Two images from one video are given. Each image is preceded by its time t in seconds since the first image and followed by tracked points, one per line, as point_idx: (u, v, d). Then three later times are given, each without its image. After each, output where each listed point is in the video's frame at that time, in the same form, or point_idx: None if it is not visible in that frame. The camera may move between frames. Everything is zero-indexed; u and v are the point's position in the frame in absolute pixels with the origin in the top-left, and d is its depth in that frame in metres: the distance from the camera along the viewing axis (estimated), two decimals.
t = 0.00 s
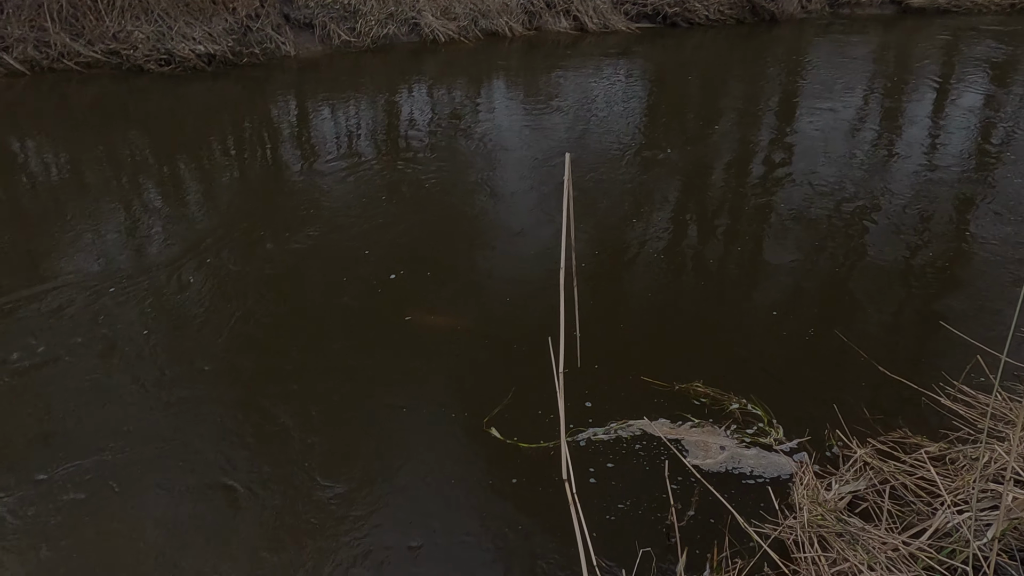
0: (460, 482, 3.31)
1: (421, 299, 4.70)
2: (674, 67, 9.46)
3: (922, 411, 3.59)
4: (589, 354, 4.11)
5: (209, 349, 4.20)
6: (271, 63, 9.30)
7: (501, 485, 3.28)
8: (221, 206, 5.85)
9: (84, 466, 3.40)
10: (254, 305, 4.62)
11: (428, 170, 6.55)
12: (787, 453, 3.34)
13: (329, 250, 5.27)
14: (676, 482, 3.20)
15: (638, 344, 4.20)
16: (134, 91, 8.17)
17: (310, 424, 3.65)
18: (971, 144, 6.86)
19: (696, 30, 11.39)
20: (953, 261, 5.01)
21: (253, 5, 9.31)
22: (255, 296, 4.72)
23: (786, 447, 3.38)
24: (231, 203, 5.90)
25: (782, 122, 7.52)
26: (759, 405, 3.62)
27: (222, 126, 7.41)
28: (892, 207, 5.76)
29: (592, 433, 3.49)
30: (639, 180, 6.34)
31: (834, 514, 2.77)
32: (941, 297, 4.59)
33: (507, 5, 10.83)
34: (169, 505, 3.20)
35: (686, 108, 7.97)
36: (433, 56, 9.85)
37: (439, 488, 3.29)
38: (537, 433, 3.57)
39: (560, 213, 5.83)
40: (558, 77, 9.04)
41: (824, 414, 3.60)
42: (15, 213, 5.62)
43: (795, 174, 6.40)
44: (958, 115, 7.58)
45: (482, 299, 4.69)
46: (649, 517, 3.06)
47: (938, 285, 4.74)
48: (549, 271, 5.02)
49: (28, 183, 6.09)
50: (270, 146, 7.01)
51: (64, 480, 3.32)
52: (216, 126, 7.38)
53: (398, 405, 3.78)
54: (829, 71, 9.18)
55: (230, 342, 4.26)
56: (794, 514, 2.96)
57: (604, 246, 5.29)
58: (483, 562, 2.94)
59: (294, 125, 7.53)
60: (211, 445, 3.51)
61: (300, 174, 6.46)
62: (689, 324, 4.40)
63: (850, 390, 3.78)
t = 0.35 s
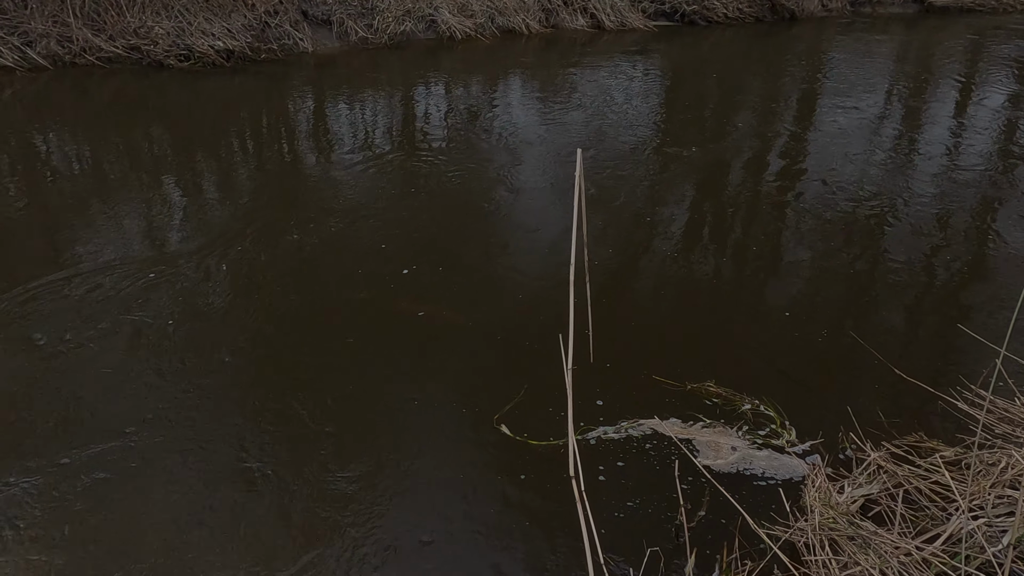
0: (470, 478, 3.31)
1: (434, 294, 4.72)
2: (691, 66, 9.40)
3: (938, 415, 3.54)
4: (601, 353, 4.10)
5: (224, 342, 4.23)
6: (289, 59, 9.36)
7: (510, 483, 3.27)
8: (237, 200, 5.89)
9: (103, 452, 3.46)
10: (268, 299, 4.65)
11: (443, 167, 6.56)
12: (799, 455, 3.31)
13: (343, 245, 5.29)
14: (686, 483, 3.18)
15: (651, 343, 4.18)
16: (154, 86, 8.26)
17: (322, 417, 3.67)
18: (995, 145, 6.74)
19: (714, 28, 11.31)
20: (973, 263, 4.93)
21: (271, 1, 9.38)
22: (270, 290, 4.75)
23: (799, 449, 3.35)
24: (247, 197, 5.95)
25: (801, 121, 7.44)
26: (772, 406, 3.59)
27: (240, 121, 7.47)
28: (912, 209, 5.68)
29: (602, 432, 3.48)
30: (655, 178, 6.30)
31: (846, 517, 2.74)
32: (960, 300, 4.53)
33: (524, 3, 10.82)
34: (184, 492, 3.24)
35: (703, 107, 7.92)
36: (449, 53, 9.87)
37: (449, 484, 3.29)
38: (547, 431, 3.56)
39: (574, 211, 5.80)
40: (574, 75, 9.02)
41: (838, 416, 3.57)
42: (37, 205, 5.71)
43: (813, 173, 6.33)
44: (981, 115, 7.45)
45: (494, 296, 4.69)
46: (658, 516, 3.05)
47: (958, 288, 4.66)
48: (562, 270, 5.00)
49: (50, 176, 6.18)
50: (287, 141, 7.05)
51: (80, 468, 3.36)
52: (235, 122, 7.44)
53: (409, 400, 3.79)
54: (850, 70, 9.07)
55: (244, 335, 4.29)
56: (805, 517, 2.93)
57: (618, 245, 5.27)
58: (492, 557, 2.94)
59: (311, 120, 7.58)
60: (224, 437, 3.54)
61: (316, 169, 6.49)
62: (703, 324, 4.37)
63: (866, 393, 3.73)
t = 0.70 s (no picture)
0: (478, 475, 3.31)
1: (445, 290, 4.73)
2: (707, 64, 9.34)
3: (952, 420, 3.51)
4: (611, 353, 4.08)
5: (236, 335, 4.27)
6: (305, 56, 9.41)
7: (517, 481, 3.27)
8: (252, 195, 5.94)
9: (119, 442, 3.50)
10: (280, 293, 4.68)
11: (457, 164, 6.56)
12: (809, 458, 3.29)
13: (356, 241, 5.32)
14: (694, 484, 3.17)
15: (661, 343, 4.16)
16: (172, 82, 8.34)
17: (331, 411, 3.68)
18: (1017, 147, 6.64)
19: (731, 27, 11.23)
20: (991, 267, 4.87)
21: None
22: (283, 285, 4.78)
23: (808, 452, 3.32)
24: (262, 192, 5.99)
25: (818, 121, 7.37)
26: (782, 408, 3.57)
27: (256, 117, 7.53)
28: (930, 211, 5.61)
29: (610, 432, 3.48)
30: (668, 177, 6.27)
31: (854, 521, 2.71)
32: (977, 304, 4.47)
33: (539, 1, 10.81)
34: (194, 483, 3.27)
35: (719, 106, 7.87)
36: (464, 51, 9.89)
37: (457, 480, 3.29)
38: (555, 430, 3.56)
39: (587, 210, 5.79)
40: (589, 73, 8.99)
41: (850, 419, 3.54)
42: (57, 198, 5.78)
43: (830, 174, 6.27)
44: (1004, 116, 7.33)
45: (505, 293, 4.69)
46: (665, 517, 3.04)
47: (976, 292, 4.60)
48: (574, 268, 4.99)
49: (70, 170, 6.27)
50: (302, 137, 7.09)
51: (93, 458, 3.40)
52: (250, 118, 7.49)
53: (418, 397, 3.80)
54: (869, 69, 8.97)
55: (256, 329, 4.32)
56: (814, 520, 2.91)
57: (631, 244, 5.25)
58: (499, 553, 2.95)
59: (326, 117, 7.62)
60: (234, 429, 3.56)
61: (330, 165, 6.53)
62: (714, 325, 4.34)
63: (878, 396, 3.70)
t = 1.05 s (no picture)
0: (485, 472, 3.32)
1: (456, 286, 4.75)
2: (723, 63, 9.28)
3: (964, 425, 3.47)
4: (620, 352, 4.07)
5: (249, 329, 4.30)
6: (321, 53, 9.46)
7: (525, 479, 3.27)
8: (267, 191, 5.98)
9: (132, 432, 3.55)
10: (293, 288, 4.71)
11: (470, 162, 6.57)
12: (818, 461, 3.27)
13: (369, 237, 5.35)
14: (702, 485, 3.16)
15: (671, 343, 4.15)
16: (190, 78, 8.43)
17: (341, 406, 3.71)
18: None
19: (747, 25, 11.15)
20: (1009, 271, 4.80)
21: None
22: (295, 279, 4.81)
23: (818, 454, 3.30)
24: (276, 188, 6.03)
25: (835, 121, 7.30)
26: (792, 410, 3.55)
27: (271, 113, 7.58)
28: (948, 213, 5.54)
29: (618, 431, 3.47)
30: (682, 177, 6.23)
31: (862, 524, 2.69)
32: (993, 309, 4.42)
33: None
34: (204, 473, 3.30)
35: (735, 105, 7.81)
36: (479, 49, 9.90)
37: (464, 477, 3.30)
38: (563, 428, 3.55)
39: (600, 208, 5.77)
40: (604, 71, 8.96)
41: (861, 422, 3.51)
42: (75, 191, 5.86)
43: (846, 174, 6.21)
44: None
45: (516, 291, 4.69)
46: (672, 517, 3.04)
47: (993, 296, 4.54)
48: (586, 267, 4.98)
49: (89, 164, 6.34)
50: (317, 134, 7.13)
51: (106, 447, 3.44)
52: (266, 113, 7.54)
53: (427, 392, 3.81)
54: (888, 69, 8.87)
55: (269, 323, 4.36)
56: (821, 522, 2.90)
57: (643, 243, 5.23)
58: (506, 550, 2.95)
59: (340, 114, 7.66)
60: (244, 422, 3.60)
61: (344, 161, 6.56)
62: (725, 325, 4.32)
63: (891, 399, 3.67)
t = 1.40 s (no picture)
0: (493, 469, 3.33)
1: (467, 282, 4.76)
2: (739, 63, 9.21)
3: (977, 430, 3.44)
4: (631, 351, 4.06)
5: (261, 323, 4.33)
6: (336, 50, 9.51)
7: (532, 476, 3.27)
8: (281, 187, 6.02)
9: (145, 423, 3.58)
10: (305, 283, 4.74)
11: (483, 160, 6.58)
12: (828, 463, 3.25)
13: (381, 234, 5.36)
14: (709, 486, 3.15)
15: (682, 343, 4.13)
16: (207, 74, 8.50)
17: (351, 401, 3.72)
18: None
19: (764, 24, 11.07)
20: None
21: None
22: (307, 275, 4.84)
23: (827, 457, 3.28)
24: (290, 184, 6.07)
25: (852, 121, 7.23)
26: (802, 412, 3.53)
27: (286, 109, 7.63)
28: (965, 216, 5.47)
29: (626, 430, 3.47)
30: (696, 176, 6.20)
31: (871, 527, 2.67)
32: (1010, 313, 4.36)
33: None
34: (215, 466, 3.33)
35: (750, 104, 7.76)
36: (493, 47, 9.91)
37: (472, 473, 3.31)
38: (571, 426, 3.55)
39: (612, 207, 5.75)
40: (619, 70, 8.93)
41: (872, 426, 3.48)
42: (93, 186, 5.93)
43: (862, 175, 6.15)
44: None
45: (527, 289, 4.69)
46: (680, 517, 3.03)
47: (1010, 300, 4.48)
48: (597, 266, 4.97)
49: (107, 159, 6.42)
50: (331, 130, 7.17)
51: (120, 438, 3.49)
52: (281, 110, 7.59)
53: (437, 389, 3.82)
54: (907, 69, 8.77)
55: (281, 317, 4.39)
56: (829, 524, 2.88)
57: (655, 243, 5.21)
58: (512, 547, 2.96)
59: (355, 110, 7.70)
60: (255, 415, 3.62)
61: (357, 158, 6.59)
62: (736, 326, 4.29)
63: (904, 403, 3.63)
